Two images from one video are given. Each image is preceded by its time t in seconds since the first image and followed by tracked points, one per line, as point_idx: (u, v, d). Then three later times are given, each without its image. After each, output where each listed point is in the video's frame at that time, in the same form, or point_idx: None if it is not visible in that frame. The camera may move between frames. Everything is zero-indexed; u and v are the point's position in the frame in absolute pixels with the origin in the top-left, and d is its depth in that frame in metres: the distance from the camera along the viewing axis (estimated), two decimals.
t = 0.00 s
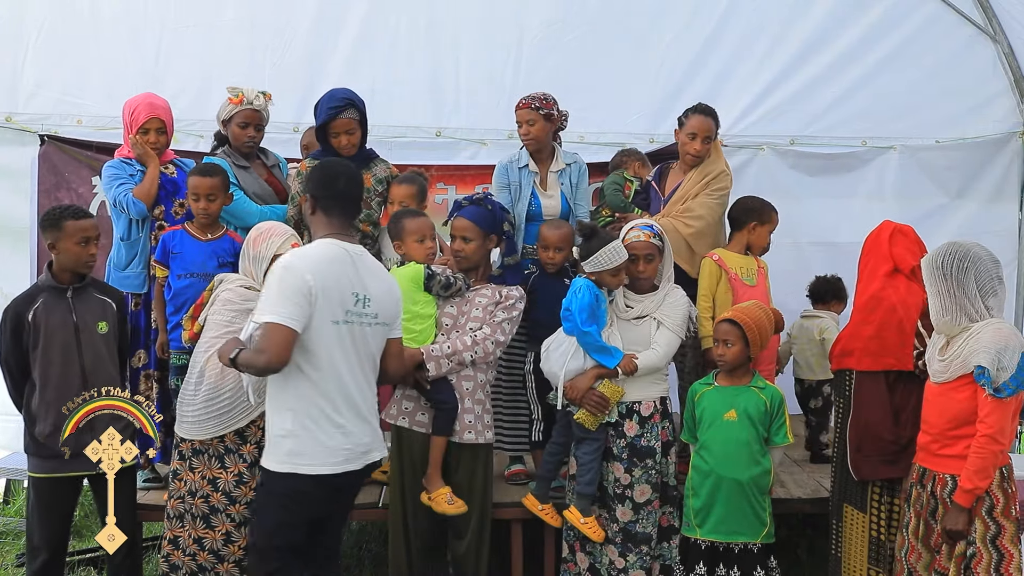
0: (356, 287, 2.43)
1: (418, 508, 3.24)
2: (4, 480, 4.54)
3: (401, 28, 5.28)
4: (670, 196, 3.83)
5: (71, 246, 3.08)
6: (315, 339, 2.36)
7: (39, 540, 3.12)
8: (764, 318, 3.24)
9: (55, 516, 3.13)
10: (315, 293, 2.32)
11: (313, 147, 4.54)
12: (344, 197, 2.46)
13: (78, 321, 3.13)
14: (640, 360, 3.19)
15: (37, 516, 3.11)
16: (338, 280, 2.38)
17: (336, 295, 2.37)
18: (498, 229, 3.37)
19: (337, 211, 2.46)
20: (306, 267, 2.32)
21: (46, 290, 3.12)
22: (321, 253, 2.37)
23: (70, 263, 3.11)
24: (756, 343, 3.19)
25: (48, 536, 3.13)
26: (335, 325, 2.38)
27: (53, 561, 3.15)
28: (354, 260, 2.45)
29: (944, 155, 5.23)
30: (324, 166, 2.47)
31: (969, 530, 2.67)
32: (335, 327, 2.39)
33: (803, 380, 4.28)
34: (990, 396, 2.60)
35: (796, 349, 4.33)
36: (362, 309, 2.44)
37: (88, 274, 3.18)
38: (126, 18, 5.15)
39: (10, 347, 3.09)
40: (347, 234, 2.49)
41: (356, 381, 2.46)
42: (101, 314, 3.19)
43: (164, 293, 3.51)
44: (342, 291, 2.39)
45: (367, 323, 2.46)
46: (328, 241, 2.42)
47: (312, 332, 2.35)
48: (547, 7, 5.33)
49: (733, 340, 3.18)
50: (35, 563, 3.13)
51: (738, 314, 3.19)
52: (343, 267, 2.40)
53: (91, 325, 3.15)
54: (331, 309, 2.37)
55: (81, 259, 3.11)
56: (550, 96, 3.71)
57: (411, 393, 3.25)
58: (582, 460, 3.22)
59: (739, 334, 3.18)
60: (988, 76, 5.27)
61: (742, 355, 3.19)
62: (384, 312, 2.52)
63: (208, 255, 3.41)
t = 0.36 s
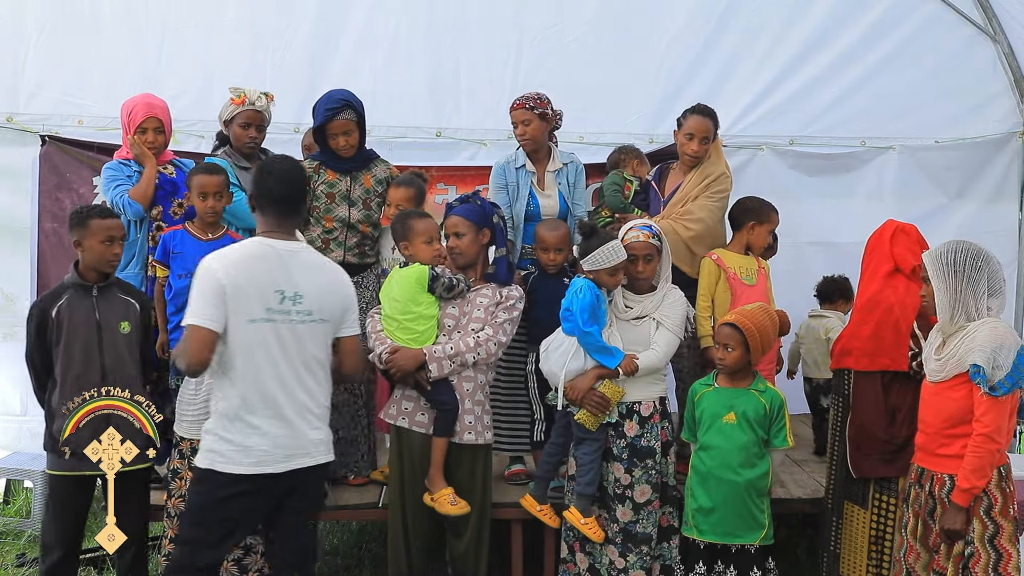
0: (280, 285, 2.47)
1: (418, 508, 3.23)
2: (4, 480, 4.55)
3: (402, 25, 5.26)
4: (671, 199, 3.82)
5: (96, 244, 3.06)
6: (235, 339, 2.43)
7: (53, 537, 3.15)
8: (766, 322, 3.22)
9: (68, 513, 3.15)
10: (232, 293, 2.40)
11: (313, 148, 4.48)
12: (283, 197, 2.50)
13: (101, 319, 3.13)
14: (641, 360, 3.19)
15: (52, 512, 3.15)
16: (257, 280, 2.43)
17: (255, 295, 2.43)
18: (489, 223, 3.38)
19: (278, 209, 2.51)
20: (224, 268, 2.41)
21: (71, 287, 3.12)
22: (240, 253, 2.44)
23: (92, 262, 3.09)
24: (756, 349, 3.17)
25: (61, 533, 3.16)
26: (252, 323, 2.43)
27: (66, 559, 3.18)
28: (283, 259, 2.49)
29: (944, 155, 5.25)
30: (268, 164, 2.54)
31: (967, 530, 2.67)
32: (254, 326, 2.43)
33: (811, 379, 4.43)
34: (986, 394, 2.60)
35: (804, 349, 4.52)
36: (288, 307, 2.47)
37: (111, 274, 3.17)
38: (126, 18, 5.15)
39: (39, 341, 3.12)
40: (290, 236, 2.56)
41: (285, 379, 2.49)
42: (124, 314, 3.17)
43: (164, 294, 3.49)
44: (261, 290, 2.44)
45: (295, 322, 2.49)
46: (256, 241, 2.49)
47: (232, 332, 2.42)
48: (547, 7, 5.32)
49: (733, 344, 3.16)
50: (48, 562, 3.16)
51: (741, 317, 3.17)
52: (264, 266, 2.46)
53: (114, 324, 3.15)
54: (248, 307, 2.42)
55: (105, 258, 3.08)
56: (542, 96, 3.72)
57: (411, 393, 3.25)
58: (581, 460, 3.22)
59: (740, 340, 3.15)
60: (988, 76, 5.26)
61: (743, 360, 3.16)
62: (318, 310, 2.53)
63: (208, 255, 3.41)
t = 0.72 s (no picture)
0: (174, 284, 2.43)
1: (418, 509, 3.24)
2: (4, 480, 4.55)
3: (402, 26, 5.25)
4: (670, 200, 3.81)
5: (127, 244, 3.13)
6: (125, 341, 2.43)
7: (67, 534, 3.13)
8: (767, 322, 3.21)
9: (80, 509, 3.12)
10: (117, 295, 2.39)
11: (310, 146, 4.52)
12: (180, 193, 2.43)
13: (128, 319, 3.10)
14: (640, 360, 3.19)
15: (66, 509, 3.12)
16: (144, 281, 2.40)
17: (143, 296, 2.40)
18: (489, 223, 3.38)
19: (176, 206, 2.45)
20: (110, 269, 2.39)
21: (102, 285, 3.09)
22: (131, 253, 2.42)
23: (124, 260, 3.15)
24: (756, 351, 3.17)
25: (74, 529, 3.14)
26: (141, 325, 2.41)
27: (79, 559, 3.16)
28: (177, 256, 2.44)
29: (944, 155, 5.25)
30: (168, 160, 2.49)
31: (966, 530, 2.67)
32: (144, 327, 2.42)
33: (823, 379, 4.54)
34: (985, 395, 2.60)
35: (818, 349, 4.59)
36: (183, 306, 2.43)
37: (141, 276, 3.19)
38: (125, 18, 5.15)
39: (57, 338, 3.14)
40: (195, 231, 2.50)
41: (184, 380, 2.47)
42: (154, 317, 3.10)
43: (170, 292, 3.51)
44: (152, 290, 2.41)
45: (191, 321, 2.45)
46: (152, 240, 2.45)
47: (122, 333, 2.42)
48: (547, 6, 5.31)
49: (733, 346, 3.15)
50: (61, 559, 3.14)
51: (741, 318, 3.16)
52: (156, 265, 2.42)
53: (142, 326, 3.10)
54: (137, 309, 2.40)
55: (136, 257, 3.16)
56: (543, 96, 3.72)
57: (410, 393, 3.25)
58: (581, 460, 3.22)
59: (740, 341, 3.15)
60: (988, 75, 5.25)
61: (743, 362, 3.16)
62: (218, 308, 2.47)
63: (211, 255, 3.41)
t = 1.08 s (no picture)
0: (127, 279, 2.45)
1: (418, 509, 3.24)
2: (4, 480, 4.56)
3: (402, 27, 5.26)
4: (665, 202, 3.79)
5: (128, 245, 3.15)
6: (81, 337, 2.47)
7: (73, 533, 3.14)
8: (769, 323, 3.21)
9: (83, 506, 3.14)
10: (71, 292, 2.44)
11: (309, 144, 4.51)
12: (137, 191, 2.46)
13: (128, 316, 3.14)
14: (640, 361, 3.20)
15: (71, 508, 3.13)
16: (96, 277, 2.44)
17: (95, 292, 2.44)
18: (486, 223, 3.39)
19: (134, 204, 2.49)
20: (66, 267, 2.46)
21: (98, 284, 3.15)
22: (87, 251, 2.47)
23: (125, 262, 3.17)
24: (758, 349, 3.16)
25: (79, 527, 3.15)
26: (94, 320, 2.44)
27: (82, 561, 3.15)
28: (131, 251, 2.47)
29: (944, 155, 5.25)
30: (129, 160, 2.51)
31: (966, 531, 2.67)
32: (98, 323, 2.45)
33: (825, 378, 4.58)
34: (984, 396, 2.60)
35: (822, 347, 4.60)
36: (134, 300, 2.45)
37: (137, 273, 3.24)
38: (126, 18, 5.15)
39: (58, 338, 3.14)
40: (156, 227, 2.53)
41: (142, 375, 2.49)
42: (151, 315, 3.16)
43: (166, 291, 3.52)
44: (105, 286, 2.44)
45: (143, 315, 2.45)
46: (109, 238, 2.50)
47: (78, 329, 2.46)
48: (547, 6, 5.31)
49: (736, 344, 3.15)
50: (65, 561, 3.14)
51: (744, 317, 3.17)
52: (110, 262, 2.45)
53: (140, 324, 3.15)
54: (91, 305, 2.44)
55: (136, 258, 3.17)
56: (548, 96, 3.72)
57: (410, 393, 3.26)
58: (581, 461, 3.21)
59: (743, 339, 3.15)
60: (988, 75, 5.25)
61: (745, 361, 3.16)
62: (171, 302, 2.47)
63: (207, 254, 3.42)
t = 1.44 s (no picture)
0: (147, 280, 2.45)
1: (417, 510, 3.24)
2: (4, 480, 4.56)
3: (402, 27, 5.26)
4: (663, 203, 3.77)
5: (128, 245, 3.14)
6: (96, 335, 2.45)
7: (69, 533, 3.13)
8: (771, 324, 3.20)
9: (81, 504, 3.13)
10: (89, 290, 2.43)
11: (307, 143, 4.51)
12: (156, 188, 2.46)
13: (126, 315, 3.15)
14: (641, 360, 3.19)
15: (70, 506, 3.12)
16: (116, 276, 2.43)
17: (113, 291, 2.43)
18: (486, 222, 3.39)
19: (153, 202, 2.48)
20: (85, 264, 2.44)
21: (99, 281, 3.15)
22: (107, 249, 2.46)
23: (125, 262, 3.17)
24: (761, 349, 3.15)
25: (77, 528, 3.14)
26: (111, 319, 2.44)
27: (78, 559, 3.15)
28: (152, 252, 2.47)
29: (944, 155, 5.24)
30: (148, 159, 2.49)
31: (965, 531, 2.67)
32: (115, 322, 2.44)
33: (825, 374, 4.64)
34: (984, 396, 2.59)
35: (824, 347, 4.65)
36: (154, 302, 2.45)
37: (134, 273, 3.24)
38: (126, 18, 5.15)
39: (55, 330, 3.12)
40: (174, 226, 2.53)
41: (155, 376, 2.49)
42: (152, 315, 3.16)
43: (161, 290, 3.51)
44: (125, 286, 2.43)
45: (163, 316, 2.46)
46: (129, 236, 2.49)
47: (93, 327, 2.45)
48: (547, 6, 5.31)
49: (737, 345, 3.15)
50: (61, 559, 3.14)
51: (746, 318, 3.17)
52: (130, 261, 2.45)
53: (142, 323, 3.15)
54: (109, 304, 2.43)
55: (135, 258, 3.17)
56: (548, 97, 3.72)
57: (407, 393, 3.26)
58: (583, 461, 3.21)
59: (745, 340, 3.15)
60: (988, 75, 5.25)
61: (747, 361, 3.16)
62: (191, 305, 2.49)
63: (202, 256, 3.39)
